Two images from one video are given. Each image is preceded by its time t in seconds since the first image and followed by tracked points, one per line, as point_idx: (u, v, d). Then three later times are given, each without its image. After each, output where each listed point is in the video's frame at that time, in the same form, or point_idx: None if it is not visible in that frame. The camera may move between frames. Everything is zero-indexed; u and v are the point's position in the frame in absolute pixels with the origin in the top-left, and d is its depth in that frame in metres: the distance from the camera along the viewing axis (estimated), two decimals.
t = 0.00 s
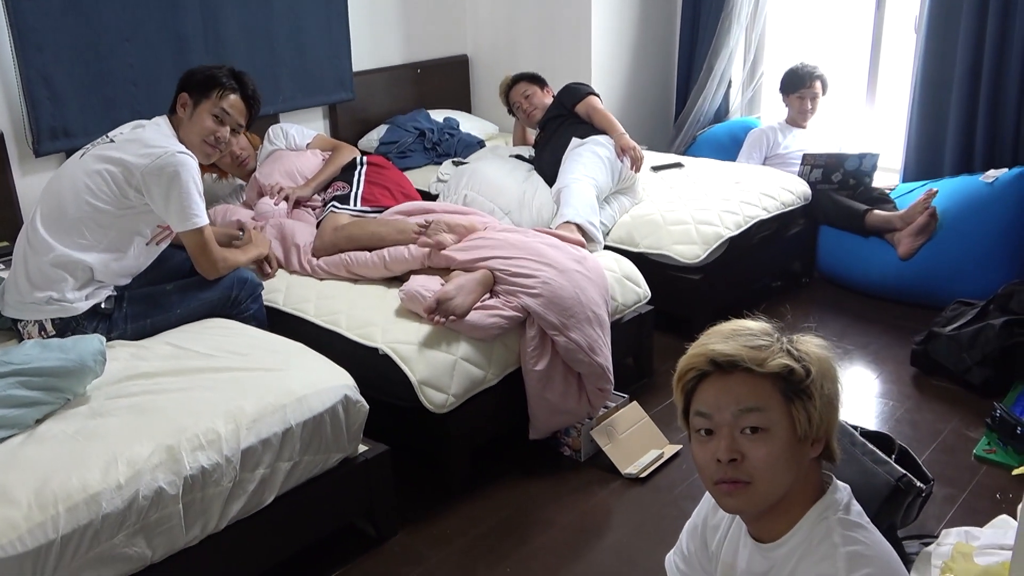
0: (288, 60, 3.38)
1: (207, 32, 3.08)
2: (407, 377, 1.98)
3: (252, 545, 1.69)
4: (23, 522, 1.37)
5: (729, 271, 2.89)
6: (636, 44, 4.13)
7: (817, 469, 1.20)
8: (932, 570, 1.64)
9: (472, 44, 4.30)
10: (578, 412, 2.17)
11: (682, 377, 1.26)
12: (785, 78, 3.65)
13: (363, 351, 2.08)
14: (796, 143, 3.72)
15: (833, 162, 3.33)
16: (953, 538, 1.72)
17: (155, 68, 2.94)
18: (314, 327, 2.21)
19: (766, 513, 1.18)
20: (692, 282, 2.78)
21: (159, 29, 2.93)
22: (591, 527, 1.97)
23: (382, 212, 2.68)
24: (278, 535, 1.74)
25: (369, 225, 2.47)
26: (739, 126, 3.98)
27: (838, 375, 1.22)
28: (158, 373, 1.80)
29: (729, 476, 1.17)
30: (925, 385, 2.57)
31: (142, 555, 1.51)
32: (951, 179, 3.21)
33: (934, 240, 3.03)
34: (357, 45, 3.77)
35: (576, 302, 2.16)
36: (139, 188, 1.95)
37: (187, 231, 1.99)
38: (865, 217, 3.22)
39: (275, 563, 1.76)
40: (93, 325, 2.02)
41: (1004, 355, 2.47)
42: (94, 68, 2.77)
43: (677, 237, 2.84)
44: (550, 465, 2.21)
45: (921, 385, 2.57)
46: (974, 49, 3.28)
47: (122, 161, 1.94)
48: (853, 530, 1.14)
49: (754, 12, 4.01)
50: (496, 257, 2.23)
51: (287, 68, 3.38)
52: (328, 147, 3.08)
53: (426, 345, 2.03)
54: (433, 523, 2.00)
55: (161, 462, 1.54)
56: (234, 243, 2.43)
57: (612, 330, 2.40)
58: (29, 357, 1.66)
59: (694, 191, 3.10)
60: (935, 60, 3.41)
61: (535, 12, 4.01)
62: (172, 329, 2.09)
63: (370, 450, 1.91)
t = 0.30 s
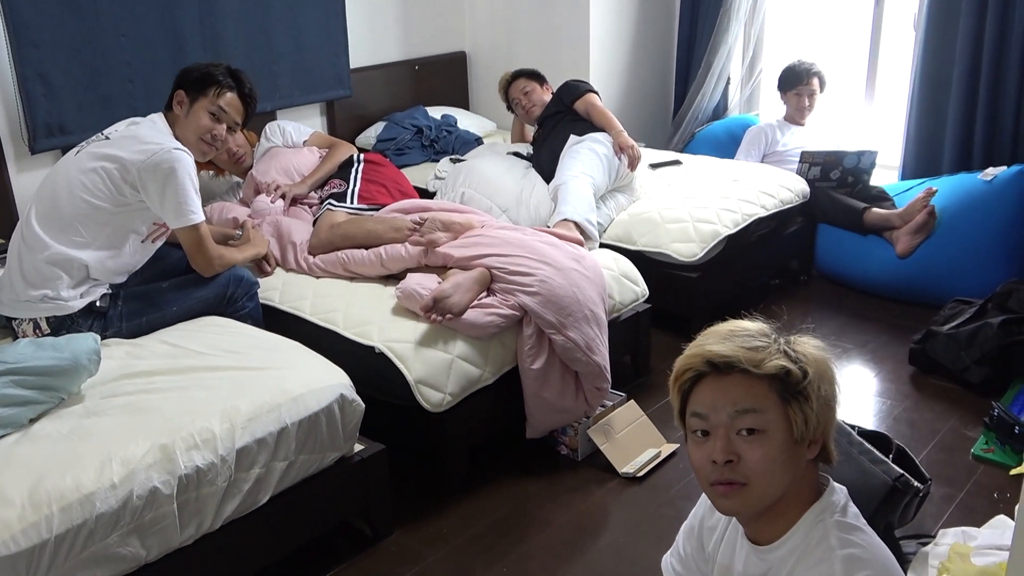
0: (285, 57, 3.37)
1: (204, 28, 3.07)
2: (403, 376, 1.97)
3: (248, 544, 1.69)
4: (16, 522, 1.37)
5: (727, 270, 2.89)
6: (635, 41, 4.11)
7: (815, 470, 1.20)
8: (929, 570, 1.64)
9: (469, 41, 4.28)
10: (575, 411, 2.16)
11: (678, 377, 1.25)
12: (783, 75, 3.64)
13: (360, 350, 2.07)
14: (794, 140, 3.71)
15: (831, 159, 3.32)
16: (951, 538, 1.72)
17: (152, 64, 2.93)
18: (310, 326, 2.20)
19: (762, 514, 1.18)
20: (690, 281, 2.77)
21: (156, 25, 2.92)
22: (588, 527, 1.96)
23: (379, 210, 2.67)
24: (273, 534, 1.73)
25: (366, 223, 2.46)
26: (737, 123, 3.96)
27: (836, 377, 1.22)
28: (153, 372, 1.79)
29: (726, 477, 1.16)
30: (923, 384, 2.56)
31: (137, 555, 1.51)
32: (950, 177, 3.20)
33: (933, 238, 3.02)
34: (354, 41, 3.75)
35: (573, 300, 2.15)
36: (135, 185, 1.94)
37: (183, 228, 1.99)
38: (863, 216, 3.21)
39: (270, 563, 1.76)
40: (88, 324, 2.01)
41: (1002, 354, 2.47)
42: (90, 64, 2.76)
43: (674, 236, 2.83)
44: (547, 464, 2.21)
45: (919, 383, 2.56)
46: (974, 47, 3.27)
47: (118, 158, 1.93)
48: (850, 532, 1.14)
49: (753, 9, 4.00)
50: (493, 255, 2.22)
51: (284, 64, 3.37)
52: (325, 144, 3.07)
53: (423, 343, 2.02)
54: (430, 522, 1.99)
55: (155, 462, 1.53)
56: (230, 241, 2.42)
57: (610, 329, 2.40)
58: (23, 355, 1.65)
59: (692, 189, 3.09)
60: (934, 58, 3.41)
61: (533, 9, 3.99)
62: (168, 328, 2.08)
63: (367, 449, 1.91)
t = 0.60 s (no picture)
0: (283, 55, 3.36)
1: (201, 25, 3.06)
2: (399, 376, 1.97)
3: (243, 543, 1.69)
4: (10, 520, 1.36)
5: (724, 270, 2.89)
6: (633, 40, 4.11)
7: (807, 475, 1.19)
8: (924, 572, 1.64)
9: (468, 39, 4.28)
10: (571, 411, 2.16)
11: (674, 376, 1.25)
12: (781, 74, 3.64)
13: (356, 349, 2.07)
14: (791, 140, 3.71)
15: (829, 160, 3.33)
16: (946, 540, 1.72)
17: (149, 61, 2.93)
18: (307, 325, 2.20)
19: (751, 517, 1.18)
20: (687, 280, 2.77)
21: (153, 22, 2.91)
22: (583, 527, 1.96)
23: (376, 209, 2.66)
24: (269, 533, 1.73)
25: (362, 223, 2.46)
26: (735, 123, 3.96)
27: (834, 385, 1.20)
28: (148, 371, 1.79)
29: (710, 479, 1.16)
30: (919, 385, 2.56)
31: (131, 554, 1.50)
32: (947, 177, 3.20)
33: (930, 239, 3.02)
34: (352, 39, 3.75)
35: (569, 300, 2.15)
36: (130, 183, 1.93)
37: (178, 226, 1.98)
38: (861, 216, 3.21)
39: (265, 562, 1.75)
40: (83, 322, 2.00)
41: (999, 355, 2.47)
42: (87, 61, 2.75)
43: (672, 235, 2.82)
44: (543, 464, 2.21)
45: (915, 384, 2.56)
46: (972, 47, 3.27)
47: (114, 156, 1.93)
48: (845, 537, 1.14)
49: (751, 8, 4.00)
50: (490, 254, 2.22)
51: (282, 62, 3.36)
52: (322, 142, 3.07)
53: (419, 342, 2.02)
54: (426, 522, 1.99)
55: (150, 461, 1.52)
56: (227, 239, 2.41)
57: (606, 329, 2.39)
58: (17, 354, 1.64)
59: (690, 188, 3.09)
60: (932, 58, 3.40)
61: (531, 8, 3.99)
62: (164, 326, 2.08)
63: (362, 449, 1.91)
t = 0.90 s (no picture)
0: (282, 53, 3.36)
1: (201, 23, 3.05)
2: (398, 376, 1.97)
3: (242, 542, 1.68)
4: (7, 519, 1.36)
5: (723, 269, 2.89)
6: (632, 39, 4.11)
7: (753, 501, 1.12)
8: (923, 572, 1.64)
9: (467, 38, 4.28)
10: (571, 410, 2.16)
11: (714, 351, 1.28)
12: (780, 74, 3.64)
13: (354, 348, 2.06)
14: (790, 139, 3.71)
15: (828, 159, 3.33)
16: (946, 540, 1.72)
17: (148, 60, 2.92)
18: (305, 324, 2.20)
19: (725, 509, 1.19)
20: (687, 280, 2.77)
21: (152, 20, 2.91)
22: (582, 526, 1.96)
23: (375, 208, 2.66)
24: (267, 533, 1.73)
25: (361, 221, 2.45)
26: (734, 123, 3.96)
27: (793, 426, 1.05)
28: (147, 369, 1.78)
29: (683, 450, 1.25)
30: (919, 385, 2.56)
31: (129, 553, 1.50)
32: (947, 177, 3.20)
33: (929, 239, 3.02)
34: (351, 38, 3.74)
35: (569, 299, 2.15)
36: (130, 182, 1.93)
37: (179, 225, 1.98)
38: (860, 216, 3.21)
39: (264, 561, 1.75)
40: (81, 321, 2.00)
41: (998, 355, 2.47)
42: (86, 59, 2.75)
43: (671, 235, 2.82)
44: (542, 464, 2.21)
45: (915, 384, 2.56)
46: (972, 47, 3.27)
47: (113, 154, 1.93)
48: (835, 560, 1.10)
49: (751, 8, 3.99)
50: (489, 253, 2.22)
51: (281, 61, 3.36)
52: (321, 141, 3.06)
53: (418, 342, 2.02)
54: (425, 521, 1.99)
55: (148, 460, 1.52)
56: (225, 238, 2.41)
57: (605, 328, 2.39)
58: (16, 352, 1.64)
59: (690, 187, 3.08)
60: (931, 58, 3.41)
61: (530, 7, 3.99)
62: (163, 325, 2.07)
63: (361, 448, 1.90)
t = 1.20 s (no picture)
0: (283, 53, 3.36)
1: (201, 23, 3.05)
2: (399, 376, 1.96)
3: (242, 542, 1.68)
4: (7, 519, 1.36)
5: (724, 270, 2.88)
6: (633, 39, 4.10)
7: (743, 502, 1.12)
8: (924, 574, 1.64)
9: (468, 38, 4.27)
10: (572, 410, 2.16)
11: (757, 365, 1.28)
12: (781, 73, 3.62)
13: (355, 348, 2.06)
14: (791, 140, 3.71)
15: (829, 160, 3.33)
16: (947, 541, 1.71)
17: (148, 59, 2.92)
18: (306, 324, 2.20)
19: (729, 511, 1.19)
20: (688, 280, 2.76)
21: (153, 20, 2.90)
22: (583, 527, 1.96)
23: (376, 208, 2.66)
24: (267, 533, 1.72)
25: (362, 222, 2.45)
26: (735, 123, 3.95)
27: (774, 425, 1.05)
28: (148, 369, 1.78)
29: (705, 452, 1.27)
30: (919, 386, 2.56)
31: (129, 553, 1.50)
32: (948, 178, 3.20)
33: (930, 240, 3.02)
34: (353, 38, 3.74)
35: (569, 300, 2.14)
36: (131, 181, 1.93)
37: (179, 223, 1.98)
38: (861, 216, 3.20)
39: (264, 561, 1.75)
40: (82, 321, 1.99)
41: (999, 356, 2.46)
42: (87, 58, 2.75)
43: (672, 235, 2.81)
44: (543, 464, 2.20)
45: (915, 386, 2.56)
46: (973, 48, 3.26)
47: (114, 154, 1.92)
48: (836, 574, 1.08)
49: (752, 8, 3.99)
50: (490, 253, 2.22)
51: (282, 60, 3.36)
52: (322, 140, 3.06)
53: (419, 342, 2.02)
54: (426, 522, 1.99)
55: (148, 460, 1.52)
56: (225, 238, 2.41)
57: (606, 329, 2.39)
58: (16, 352, 1.64)
59: (691, 188, 3.08)
60: (933, 59, 3.40)
61: (531, 7, 3.98)
62: (163, 324, 2.07)
63: (361, 448, 1.90)
